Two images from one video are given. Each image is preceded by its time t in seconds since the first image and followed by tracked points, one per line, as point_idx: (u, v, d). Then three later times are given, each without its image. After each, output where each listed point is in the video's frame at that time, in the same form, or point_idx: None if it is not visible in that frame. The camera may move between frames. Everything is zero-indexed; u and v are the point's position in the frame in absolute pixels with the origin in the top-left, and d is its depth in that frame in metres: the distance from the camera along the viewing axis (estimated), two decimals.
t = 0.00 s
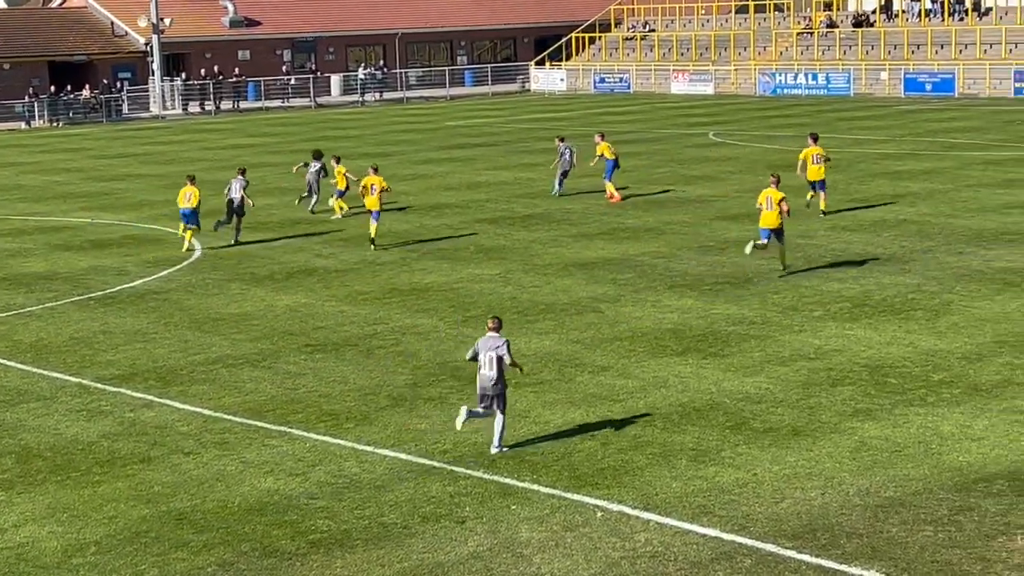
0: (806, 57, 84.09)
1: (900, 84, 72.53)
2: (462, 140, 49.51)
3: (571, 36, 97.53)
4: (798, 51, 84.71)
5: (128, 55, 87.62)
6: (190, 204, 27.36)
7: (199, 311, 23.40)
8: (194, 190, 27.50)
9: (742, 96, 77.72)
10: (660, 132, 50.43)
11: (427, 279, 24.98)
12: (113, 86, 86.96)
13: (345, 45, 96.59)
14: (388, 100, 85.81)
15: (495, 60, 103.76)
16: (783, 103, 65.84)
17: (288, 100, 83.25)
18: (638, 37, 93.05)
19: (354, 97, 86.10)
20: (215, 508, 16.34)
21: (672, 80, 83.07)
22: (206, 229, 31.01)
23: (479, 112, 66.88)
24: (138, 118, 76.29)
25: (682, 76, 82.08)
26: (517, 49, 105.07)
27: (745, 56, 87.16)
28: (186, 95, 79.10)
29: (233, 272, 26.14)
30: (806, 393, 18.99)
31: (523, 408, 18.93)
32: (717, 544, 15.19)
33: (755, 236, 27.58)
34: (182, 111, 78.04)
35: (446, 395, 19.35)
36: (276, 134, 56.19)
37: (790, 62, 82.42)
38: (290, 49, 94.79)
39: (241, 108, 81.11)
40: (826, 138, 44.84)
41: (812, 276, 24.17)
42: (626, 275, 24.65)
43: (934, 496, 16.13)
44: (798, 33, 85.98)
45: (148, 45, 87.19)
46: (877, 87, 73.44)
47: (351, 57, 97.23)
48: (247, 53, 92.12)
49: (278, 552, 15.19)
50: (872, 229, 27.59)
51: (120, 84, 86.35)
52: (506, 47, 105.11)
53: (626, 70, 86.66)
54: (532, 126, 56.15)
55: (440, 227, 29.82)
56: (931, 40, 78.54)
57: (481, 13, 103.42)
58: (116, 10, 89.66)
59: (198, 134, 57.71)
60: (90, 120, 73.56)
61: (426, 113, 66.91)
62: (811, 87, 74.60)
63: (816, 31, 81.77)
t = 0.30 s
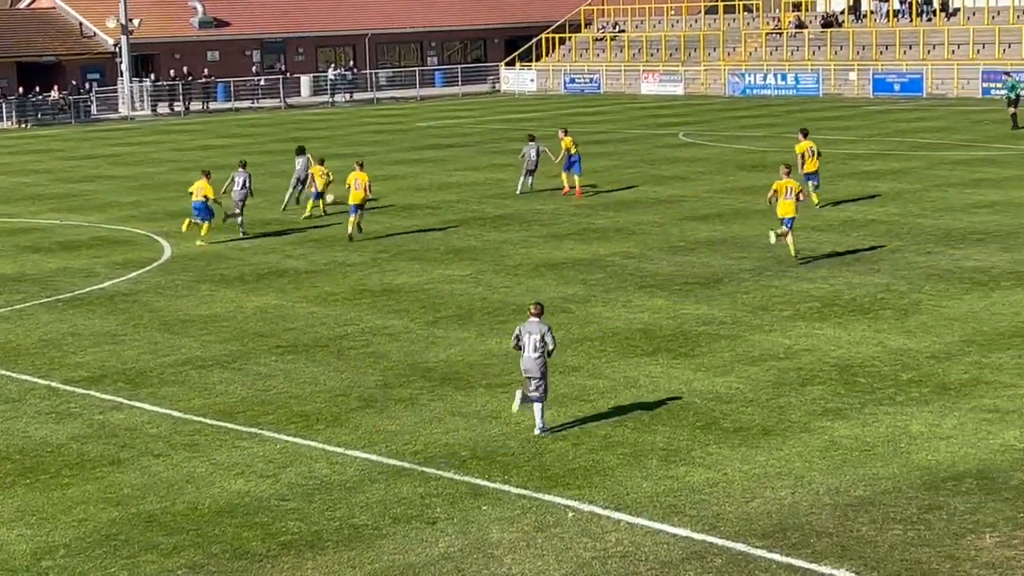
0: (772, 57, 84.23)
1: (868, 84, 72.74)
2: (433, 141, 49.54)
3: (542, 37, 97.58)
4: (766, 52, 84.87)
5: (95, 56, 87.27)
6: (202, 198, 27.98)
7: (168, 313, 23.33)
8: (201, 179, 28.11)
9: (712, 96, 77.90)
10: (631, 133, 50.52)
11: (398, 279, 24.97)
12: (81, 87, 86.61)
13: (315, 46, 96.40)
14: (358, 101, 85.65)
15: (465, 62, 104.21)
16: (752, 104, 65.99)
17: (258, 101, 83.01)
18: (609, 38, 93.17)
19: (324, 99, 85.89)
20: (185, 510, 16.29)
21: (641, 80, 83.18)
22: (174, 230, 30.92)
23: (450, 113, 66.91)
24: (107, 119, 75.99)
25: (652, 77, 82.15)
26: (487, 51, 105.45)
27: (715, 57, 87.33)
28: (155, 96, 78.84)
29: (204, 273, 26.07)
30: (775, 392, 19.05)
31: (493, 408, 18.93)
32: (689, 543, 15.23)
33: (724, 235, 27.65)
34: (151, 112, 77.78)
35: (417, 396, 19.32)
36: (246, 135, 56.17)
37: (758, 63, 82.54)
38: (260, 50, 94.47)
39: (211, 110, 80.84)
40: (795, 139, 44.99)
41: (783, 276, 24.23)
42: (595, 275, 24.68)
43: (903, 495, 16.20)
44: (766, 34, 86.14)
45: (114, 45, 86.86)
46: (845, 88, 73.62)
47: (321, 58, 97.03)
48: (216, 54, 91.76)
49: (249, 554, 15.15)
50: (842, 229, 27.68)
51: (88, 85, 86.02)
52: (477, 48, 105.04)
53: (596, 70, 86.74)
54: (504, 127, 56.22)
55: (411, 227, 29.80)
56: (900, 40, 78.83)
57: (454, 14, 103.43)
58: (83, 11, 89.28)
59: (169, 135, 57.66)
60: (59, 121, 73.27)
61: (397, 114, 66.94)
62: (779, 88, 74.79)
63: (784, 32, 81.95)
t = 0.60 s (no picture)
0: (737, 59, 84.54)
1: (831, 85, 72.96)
2: (400, 142, 49.54)
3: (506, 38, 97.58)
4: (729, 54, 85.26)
5: (57, 57, 86.73)
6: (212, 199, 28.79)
7: (131, 316, 23.24)
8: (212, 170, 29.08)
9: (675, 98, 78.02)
10: (598, 134, 50.59)
11: (362, 281, 24.95)
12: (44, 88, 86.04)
13: (278, 47, 96.16)
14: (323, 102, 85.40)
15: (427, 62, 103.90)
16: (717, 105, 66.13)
17: (220, 103, 82.67)
18: (572, 40, 93.28)
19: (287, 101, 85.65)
20: (147, 514, 16.22)
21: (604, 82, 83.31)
22: (136, 233, 30.78)
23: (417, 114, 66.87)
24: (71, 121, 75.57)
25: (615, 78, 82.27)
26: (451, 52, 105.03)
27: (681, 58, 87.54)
28: (118, 98, 78.45)
29: (166, 276, 25.98)
30: (739, 393, 19.11)
31: (457, 410, 18.93)
32: (652, 544, 15.26)
33: (688, 236, 27.71)
34: (115, 113, 77.40)
35: (381, 398, 19.30)
36: (213, 136, 56.06)
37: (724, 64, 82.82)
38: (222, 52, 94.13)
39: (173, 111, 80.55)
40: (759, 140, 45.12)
41: (747, 277, 24.29)
42: (559, 277, 24.70)
43: (865, 494, 16.28)
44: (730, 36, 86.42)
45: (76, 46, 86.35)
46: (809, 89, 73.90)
47: (284, 60, 96.80)
48: (178, 56, 91.47)
49: (212, 558, 15.11)
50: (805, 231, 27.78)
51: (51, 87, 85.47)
52: (440, 49, 104.68)
53: (560, 72, 86.87)
54: (471, 128, 56.27)
55: (376, 229, 29.75)
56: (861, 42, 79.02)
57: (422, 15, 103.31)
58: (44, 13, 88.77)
59: (135, 136, 57.53)
60: (23, 122, 72.85)
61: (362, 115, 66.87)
62: (744, 90, 75.06)
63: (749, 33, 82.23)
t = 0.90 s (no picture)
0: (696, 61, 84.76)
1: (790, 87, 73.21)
2: (357, 144, 49.32)
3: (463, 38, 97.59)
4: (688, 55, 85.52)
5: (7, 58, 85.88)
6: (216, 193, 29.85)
7: (85, 320, 22.99)
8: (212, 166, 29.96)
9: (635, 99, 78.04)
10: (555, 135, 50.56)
11: (319, 284, 24.78)
12: None
13: (233, 48, 95.59)
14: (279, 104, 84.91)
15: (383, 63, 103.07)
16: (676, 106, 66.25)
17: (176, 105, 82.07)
18: (530, 40, 93.26)
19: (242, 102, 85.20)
20: (102, 521, 16.01)
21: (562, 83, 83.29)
22: (91, 236, 30.50)
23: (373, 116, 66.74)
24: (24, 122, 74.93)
25: (573, 79, 82.36)
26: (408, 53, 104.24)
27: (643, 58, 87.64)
28: (71, 99, 77.79)
29: (121, 280, 25.74)
30: (699, 395, 19.06)
31: (416, 413, 18.79)
32: (612, 547, 15.17)
33: (647, 238, 27.69)
34: (68, 115, 76.77)
35: (338, 402, 19.15)
36: (165, 138, 55.67)
37: (683, 66, 83.01)
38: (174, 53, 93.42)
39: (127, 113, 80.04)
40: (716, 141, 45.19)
41: (706, 279, 24.24)
42: (518, 279, 24.61)
43: (825, 496, 16.25)
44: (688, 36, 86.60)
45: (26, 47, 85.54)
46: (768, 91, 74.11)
47: (239, 61, 96.25)
48: (132, 57, 90.79)
49: (167, 564, 14.93)
50: (764, 232, 27.78)
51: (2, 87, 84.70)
52: (397, 50, 103.68)
53: (518, 74, 86.91)
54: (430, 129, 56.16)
55: (335, 232, 29.58)
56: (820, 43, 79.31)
57: (384, 15, 103.00)
58: None
59: (86, 138, 57.05)
60: None
61: (319, 117, 66.59)
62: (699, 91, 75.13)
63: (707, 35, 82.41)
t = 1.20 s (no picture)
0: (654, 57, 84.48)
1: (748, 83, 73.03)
2: (309, 142, 48.61)
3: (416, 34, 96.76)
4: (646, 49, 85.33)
5: None
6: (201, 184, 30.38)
7: (23, 324, 22.31)
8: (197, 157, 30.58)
9: (592, 95, 77.59)
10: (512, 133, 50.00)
11: (267, 287, 24.17)
12: None
13: (176, 43, 94.50)
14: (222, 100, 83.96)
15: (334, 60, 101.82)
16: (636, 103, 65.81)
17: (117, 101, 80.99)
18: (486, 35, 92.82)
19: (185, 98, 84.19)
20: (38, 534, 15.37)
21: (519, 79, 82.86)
22: (30, 238, 29.74)
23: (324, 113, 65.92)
24: None
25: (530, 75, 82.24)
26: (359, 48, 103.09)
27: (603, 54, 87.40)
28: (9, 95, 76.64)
29: (63, 282, 25.06)
30: (658, 399, 18.57)
31: (367, 420, 18.23)
32: (569, 556, 14.67)
33: (604, 238, 27.19)
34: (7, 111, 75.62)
35: (287, 408, 18.56)
36: (111, 137, 54.74)
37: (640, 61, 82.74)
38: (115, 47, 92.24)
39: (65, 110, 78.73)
40: (673, 139, 44.74)
41: (664, 280, 23.75)
42: (472, 281, 24.07)
43: (787, 502, 15.79)
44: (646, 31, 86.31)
45: None
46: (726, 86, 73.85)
47: (183, 56, 95.17)
48: (71, 52, 89.68)
49: None
50: (723, 232, 27.34)
51: None
52: (346, 45, 102.79)
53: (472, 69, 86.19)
54: (385, 126, 55.57)
55: (284, 233, 28.98)
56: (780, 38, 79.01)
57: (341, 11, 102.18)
58: None
59: (29, 136, 56.03)
60: None
61: (272, 114, 65.78)
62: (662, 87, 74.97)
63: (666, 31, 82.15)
